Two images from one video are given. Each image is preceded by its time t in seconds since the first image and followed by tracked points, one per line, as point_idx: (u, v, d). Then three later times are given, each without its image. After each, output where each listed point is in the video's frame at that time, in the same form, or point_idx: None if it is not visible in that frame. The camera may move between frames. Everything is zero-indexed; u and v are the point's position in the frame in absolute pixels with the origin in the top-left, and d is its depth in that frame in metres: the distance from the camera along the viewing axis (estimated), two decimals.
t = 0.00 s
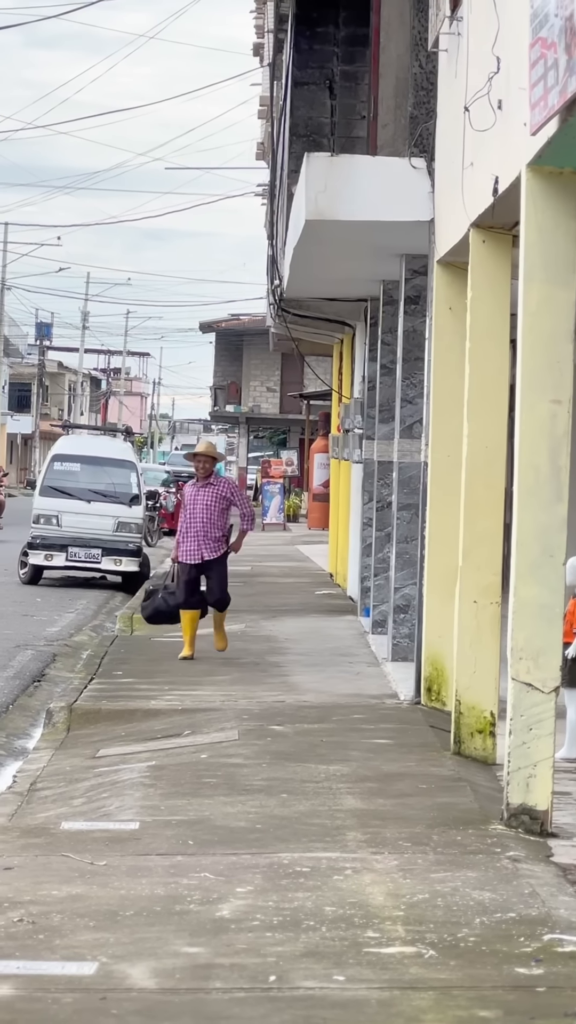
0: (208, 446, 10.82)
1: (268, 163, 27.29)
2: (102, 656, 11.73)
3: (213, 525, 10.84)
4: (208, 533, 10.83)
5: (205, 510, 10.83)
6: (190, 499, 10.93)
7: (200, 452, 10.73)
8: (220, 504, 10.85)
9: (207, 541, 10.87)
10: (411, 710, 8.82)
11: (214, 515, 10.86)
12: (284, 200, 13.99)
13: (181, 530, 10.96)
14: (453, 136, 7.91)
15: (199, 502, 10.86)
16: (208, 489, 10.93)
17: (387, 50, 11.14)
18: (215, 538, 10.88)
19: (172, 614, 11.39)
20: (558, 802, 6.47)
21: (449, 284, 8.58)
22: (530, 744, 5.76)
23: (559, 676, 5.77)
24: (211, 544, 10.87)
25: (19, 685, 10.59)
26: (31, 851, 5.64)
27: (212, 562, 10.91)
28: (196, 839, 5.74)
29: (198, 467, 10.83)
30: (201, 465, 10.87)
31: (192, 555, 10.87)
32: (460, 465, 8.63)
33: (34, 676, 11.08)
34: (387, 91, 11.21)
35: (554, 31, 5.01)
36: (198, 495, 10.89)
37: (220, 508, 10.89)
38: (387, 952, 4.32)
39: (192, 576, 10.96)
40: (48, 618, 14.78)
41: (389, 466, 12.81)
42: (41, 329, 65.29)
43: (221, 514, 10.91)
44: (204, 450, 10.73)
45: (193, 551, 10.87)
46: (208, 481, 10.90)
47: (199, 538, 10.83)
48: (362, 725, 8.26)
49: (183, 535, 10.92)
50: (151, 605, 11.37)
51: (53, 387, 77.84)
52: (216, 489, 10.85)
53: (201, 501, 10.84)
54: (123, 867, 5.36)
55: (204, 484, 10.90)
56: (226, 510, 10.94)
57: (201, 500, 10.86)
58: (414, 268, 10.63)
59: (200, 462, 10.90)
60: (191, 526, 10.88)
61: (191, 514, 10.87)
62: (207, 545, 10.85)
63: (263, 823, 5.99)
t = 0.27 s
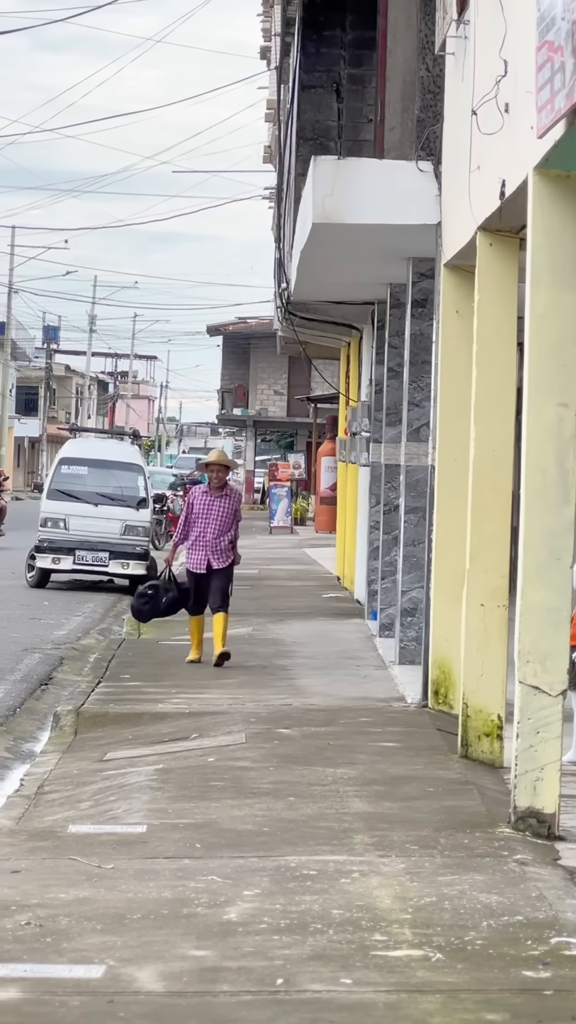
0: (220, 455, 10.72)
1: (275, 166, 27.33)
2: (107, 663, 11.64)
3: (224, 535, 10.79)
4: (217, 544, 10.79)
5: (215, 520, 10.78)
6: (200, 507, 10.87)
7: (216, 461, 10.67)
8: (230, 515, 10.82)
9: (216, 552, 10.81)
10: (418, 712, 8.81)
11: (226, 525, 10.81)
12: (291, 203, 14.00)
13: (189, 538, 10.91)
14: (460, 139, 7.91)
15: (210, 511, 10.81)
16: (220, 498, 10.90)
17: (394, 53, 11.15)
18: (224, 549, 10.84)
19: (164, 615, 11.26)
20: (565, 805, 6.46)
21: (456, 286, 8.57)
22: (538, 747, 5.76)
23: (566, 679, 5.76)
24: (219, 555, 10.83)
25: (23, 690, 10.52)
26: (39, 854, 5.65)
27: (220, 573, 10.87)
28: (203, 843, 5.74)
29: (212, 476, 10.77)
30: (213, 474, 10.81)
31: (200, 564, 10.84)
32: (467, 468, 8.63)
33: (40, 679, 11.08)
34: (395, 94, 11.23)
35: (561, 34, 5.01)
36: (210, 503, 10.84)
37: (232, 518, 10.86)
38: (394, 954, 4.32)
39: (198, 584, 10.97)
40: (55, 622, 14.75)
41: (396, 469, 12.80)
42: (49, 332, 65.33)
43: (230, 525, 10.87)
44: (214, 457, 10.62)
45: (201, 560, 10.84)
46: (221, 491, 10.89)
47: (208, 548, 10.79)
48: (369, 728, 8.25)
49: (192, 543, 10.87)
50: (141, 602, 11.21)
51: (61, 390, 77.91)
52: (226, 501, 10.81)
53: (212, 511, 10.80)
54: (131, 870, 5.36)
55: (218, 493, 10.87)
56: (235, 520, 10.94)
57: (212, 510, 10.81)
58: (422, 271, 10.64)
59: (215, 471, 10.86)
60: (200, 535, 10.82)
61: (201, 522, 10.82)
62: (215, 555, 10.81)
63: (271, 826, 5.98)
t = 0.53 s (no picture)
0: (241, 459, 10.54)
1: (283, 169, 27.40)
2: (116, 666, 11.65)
3: (234, 538, 10.67)
4: (226, 546, 10.67)
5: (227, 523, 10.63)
6: (214, 507, 10.71)
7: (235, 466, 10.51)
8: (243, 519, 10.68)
9: (225, 554, 10.70)
10: (426, 716, 8.80)
11: (236, 528, 10.68)
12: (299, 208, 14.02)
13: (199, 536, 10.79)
14: (468, 143, 7.91)
15: (223, 512, 10.66)
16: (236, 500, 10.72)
17: (401, 57, 11.15)
18: (233, 552, 10.72)
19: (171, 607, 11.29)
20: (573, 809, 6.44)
21: (464, 290, 8.58)
22: (545, 751, 5.75)
23: (574, 683, 5.75)
24: (228, 558, 10.71)
25: (34, 693, 10.55)
26: (46, 858, 5.65)
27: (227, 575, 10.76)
28: (211, 846, 5.74)
29: (229, 479, 10.61)
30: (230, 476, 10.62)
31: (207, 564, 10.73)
32: (475, 471, 8.63)
33: (48, 683, 11.09)
34: (402, 98, 11.25)
35: (569, 38, 5.01)
36: (223, 504, 10.67)
37: (243, 521, 10.72)
38: (402, 958, 4.32)
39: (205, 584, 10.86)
40: (63, 626, 14.75)
41: (404, 473, 12.79)
42: (57, 337, 65.38)
43: (242, 527, 10.73)
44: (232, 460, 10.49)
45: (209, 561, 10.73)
46: (238, 493, 10.69)
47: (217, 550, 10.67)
48: (377, 731, 8.24)
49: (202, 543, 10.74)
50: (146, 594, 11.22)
51: (69, 394, 78.04)
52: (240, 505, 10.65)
53: (225, 513, 10.64)
54: (138, 874, 5.36)
55: (233, 495, 10.69)
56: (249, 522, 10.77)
57: (225, 512, 10.65)
58: (429, 275, 10.65)
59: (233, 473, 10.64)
60: (210, 535, 10.70)
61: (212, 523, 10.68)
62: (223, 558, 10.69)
63: (278, 830, 5.98)
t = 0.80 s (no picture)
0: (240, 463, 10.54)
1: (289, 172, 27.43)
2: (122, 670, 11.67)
3: (244, 545, 10.61)
4: (237, 553, 10.59)
5: (236, 531, 10.57)
6: (220, 516, 10.64)
7: (234, 467, 10.50)
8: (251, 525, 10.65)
9: (235, 563, 10.61)
10: (433, 719, 8.80)
11: (245, 535, 10.61)
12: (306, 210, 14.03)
13: (207, 547, 10.69)
14: (474, 146, 7.91)
15: (231, 520, 10.60)
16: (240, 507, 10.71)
17: (408, 60, 11.14)
18: (243, 559, 10.65)
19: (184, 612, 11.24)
20: None
21: (470, 293, 8.58)
22: (552, 753, 5.75)
23: None
24: (238, 566, 10.64)
25: (39, 699, 10.48)
26: (53, 862, 5.66)
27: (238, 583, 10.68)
28: (217, 849, 5.74)
29: (230, 482, 10.57)
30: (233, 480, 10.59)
31: (219, 574, 10.61)
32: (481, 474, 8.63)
33: (55, 687, 11.09)
34: (408, 102, 11.26)
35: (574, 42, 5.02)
36: (230, 511, 10.63)
37: (250, 528, 10.67)
38: (408, 961, 4.31)
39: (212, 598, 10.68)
40: (70, 630, 14.72)
41: (410, 476, 12.79)
42: (64, 339, 65.42)
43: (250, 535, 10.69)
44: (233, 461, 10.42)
45: (220, 570, 10.62)
46: (241, 498, 10.69)
47: (229, 558, 10.58)
48: (383, 734, 8.24)
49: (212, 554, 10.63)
50: (156, 603, 11.18)
51: (75, 397, 78.11)
52: (247, 510, 10.64)
53: (233, 520, 10.58)
54: (145, 877, 5.36)
55: (237, 502, 10.68)
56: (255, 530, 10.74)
57: (233, 520, 10.60)
58: (436, 278, 10.64)
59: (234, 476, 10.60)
60: (220, 545, 10.60)
61: (220, 532, 10.59)
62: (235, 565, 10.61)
63: (285, 833, 5.98)
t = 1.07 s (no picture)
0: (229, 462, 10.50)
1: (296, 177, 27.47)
2: (130, 673, 11.71)
3: (251, 543, 10.61)
4: (245, 552, 10.58)
5: (242, 529, 10.57)
6: (224, 518, 10.62)
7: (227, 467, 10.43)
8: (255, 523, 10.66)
9: (244, 562, 10.59)
10: (439, 723, 8.79)
11: (252, 533, 10.63)
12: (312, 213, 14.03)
13: (213, 551, 10.65)
14: (480, 150, 7.92)
15: (236, 520, 10.59)
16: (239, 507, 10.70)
17: (414, 64, 11.16)
18: (251, 558, 10.63)
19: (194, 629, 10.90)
20: None
21: (476, 296, 8.58)
22: (558, 757, 5.74)
23: None
24: (248, 565, 10.62)
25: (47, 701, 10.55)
26: (60, 866, 5.66)
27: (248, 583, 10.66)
28: (224, 853, 5.74)
29: (225, 482, 10.53)
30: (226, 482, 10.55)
31: (230, 574, 10.58)
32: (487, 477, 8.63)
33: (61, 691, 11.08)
34: (414, 106, 11.24)
35: None
36: (233, 512, 10.62)
37: (254, 527, 10.68)
38: (414, 965, 4.31)
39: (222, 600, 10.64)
40: (77, 634, 14.74)
41: (417, 480, 12.80)
42: (70, 344, 65.44)
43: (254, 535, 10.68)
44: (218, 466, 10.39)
45: (231, 570, 10.58)
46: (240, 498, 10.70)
47: (238, 557, 10.56)
48: (390, 739, 8.23)
49: (220, 555, 10.59)
50: (166, 619, 10.84)
51: (82, 401, 78.14)
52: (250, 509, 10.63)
53: (238, 520, 10.57)
54: (151, 881, 5.37)
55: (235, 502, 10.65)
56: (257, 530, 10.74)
57: (237, 520, 10.59)
58: (442, 282, 10.67)
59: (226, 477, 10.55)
60: (228, 545, 10.58)
61: (226, 533, 10.57)
62: (245, 563, 10.58)
63: (291, 837, 5.98)
